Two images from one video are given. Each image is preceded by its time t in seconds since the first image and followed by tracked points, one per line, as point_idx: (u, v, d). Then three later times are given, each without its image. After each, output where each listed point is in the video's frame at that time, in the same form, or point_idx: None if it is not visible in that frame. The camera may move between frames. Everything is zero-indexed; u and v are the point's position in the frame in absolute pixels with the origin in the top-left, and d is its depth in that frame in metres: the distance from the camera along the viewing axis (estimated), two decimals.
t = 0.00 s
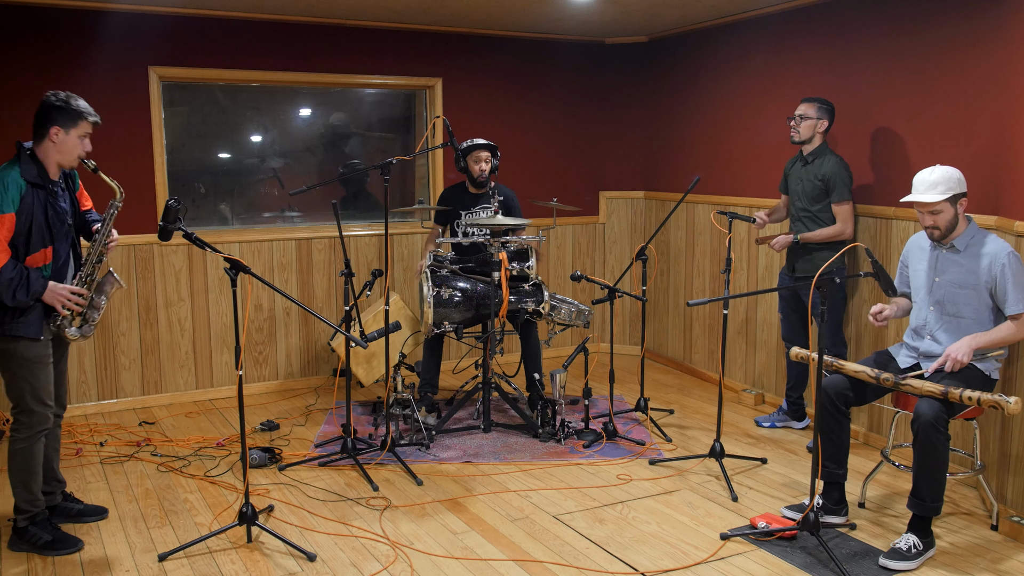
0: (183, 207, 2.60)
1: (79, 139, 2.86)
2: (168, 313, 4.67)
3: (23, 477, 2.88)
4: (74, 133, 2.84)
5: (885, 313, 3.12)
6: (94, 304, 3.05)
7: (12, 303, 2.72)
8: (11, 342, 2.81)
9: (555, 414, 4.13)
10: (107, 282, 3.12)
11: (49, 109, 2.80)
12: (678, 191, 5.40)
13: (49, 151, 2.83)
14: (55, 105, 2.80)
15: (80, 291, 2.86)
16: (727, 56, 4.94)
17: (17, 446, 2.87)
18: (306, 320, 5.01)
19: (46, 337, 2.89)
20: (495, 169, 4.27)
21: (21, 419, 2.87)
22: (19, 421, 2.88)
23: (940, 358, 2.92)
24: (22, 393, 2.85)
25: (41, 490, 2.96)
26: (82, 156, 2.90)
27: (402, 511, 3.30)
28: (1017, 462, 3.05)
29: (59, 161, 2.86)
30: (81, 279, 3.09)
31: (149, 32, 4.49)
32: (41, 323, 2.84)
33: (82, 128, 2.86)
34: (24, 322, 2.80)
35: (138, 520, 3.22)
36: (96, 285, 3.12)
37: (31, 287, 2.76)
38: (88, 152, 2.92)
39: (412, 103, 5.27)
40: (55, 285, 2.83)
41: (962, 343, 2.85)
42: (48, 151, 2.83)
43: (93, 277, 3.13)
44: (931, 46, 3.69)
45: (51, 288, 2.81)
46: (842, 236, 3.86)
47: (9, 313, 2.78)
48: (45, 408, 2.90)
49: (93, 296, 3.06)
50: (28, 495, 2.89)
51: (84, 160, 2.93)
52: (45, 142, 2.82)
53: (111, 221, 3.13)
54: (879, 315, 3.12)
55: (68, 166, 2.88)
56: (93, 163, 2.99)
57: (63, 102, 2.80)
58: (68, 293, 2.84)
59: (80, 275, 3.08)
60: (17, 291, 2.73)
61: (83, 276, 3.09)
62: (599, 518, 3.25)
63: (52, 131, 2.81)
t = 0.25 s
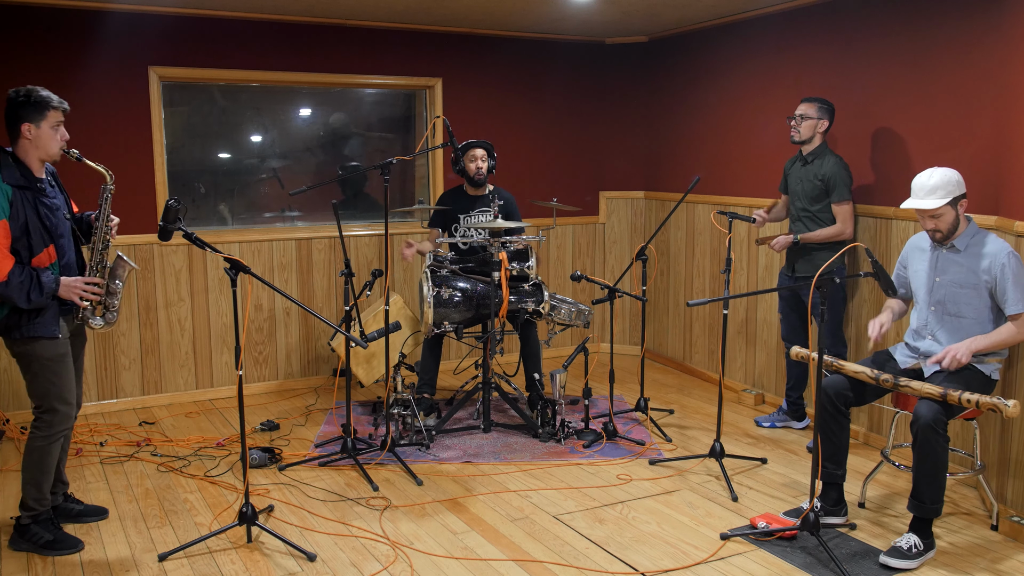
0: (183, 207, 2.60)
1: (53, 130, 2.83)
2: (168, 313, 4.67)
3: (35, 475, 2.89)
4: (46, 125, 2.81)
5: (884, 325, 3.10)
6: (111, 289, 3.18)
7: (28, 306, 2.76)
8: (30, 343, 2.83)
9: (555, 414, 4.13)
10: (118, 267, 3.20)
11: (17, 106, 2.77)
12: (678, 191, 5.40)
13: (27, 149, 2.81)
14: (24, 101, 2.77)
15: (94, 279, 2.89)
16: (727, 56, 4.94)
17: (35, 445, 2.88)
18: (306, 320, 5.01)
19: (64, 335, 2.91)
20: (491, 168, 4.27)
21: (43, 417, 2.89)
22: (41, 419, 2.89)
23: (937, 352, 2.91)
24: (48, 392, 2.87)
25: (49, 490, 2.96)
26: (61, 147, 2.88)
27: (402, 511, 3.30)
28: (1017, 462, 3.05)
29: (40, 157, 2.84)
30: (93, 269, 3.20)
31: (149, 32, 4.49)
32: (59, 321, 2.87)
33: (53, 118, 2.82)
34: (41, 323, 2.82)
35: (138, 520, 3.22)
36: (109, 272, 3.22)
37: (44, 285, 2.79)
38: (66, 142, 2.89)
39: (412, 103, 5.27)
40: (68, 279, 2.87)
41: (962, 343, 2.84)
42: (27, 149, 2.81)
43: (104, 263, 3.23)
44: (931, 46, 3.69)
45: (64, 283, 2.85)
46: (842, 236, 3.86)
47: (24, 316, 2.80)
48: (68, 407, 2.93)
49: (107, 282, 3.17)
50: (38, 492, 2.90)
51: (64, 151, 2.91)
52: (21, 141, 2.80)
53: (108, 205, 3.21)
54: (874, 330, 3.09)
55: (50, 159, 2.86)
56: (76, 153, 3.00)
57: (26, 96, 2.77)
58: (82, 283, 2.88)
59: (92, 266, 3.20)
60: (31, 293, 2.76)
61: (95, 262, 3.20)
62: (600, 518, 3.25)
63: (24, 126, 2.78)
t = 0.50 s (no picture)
0: (183, 207, 2.60)
1: (37, 128, 2.82)
2: (168, 313, 4.67)
3: (37, 475, 2.89)
4: (30, 124, 2.79)
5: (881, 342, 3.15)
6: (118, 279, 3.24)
7: (34, 304, 2.76)
8: (35, 343, 2.83)
9: (555, 414, 4.13)
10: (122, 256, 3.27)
11: None
12: (678, 191, 5.40)
13: (15, 150, 2.80)
14: (5, 102, 2.75)
15: (99, 270, 2.89)
16: (727, 56, 4.94)
17: (36, 444, 2.87)
18: (306, 320, 5.01)
19: (66, 335, 2.92)
20: (489, 166, 4.26)
21: (46, 418, 2.88)
22: (43, 419, 2.88)
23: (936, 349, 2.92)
24: (51, 392, 2.87)
25: (49, 489, 2.96)
26: (48, 144, 2.87)
27: (402, 511, 3.30)
28: (1017, 462, 3.05)
29: (29, 156, 2.83)
30: (98, 260, 3.22)
31: (149, 32, 4.49)
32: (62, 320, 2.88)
33: (36, 116, 2.80)
34: (45, 322, 2.83)
35: (138, 520, 3.22)
36: (113, 261, 3.28)
37: (48, 283, 2.79)
38: (51, 138, 2.88)
39: (412, 103, 5.27)
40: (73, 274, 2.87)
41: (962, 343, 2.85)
42: (15, 151, 2.81)
43: (105, 253, 3.25)
44: (931, 46, 3.69)
45: (69, 278, 2.85)
46: (842, 236, 3.86)
47: (28, 316, 2.81)
48: (70, 407, 2.93)
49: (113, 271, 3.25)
50: (38, 491, 2.90)
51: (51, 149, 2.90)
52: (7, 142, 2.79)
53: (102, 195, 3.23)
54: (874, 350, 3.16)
55: (38, 157, 2.85)
56: (63, 147, 2.95)
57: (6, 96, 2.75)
58: (86, 276, 2.87)
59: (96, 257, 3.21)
60: (36, 292, 2.77)
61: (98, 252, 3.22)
62: (600, 518, 3.25)
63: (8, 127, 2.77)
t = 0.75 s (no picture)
0: (183, 207, 2.60)
1: (33, 127, 2.80)
2: (168, 313, 4.67)
3: (32, 475, 2.89)
4: (25, 122, 2.78)
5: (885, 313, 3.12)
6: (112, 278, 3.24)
7: (29, 303, 2.76)
8: (31, 339, 2.83)
9: (555, 414, 4.13)
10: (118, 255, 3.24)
11: None
12: (678, 192, 5.40)
13: (10, 148, 2.80)
14: (3, 99, 2.74)
15: (94, 270, 2.87)
16: (727, 56, 4.94)
17: (30, 444, 2.87)
18: (306, 320, 5.01)
19: (63, 333, 2.92)
20: (495, 168, 4.26)
21: (39, 418, 2.88)
22: (36, 420, 2.88)
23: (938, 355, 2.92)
24: (46, 390, 2.87)
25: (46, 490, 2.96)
26: (44, 142, 2.85)
27: (402, 511, 3.30)
28: (1017, 462, 3.05)
29: (26, 154, 2.82)
30: (93, 258, 3.22)
31: (149, 32, 4.49)
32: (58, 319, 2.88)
33: (33, 115, 2.79)
34: (42, 320, 2.83)
35: (138, 520, 3.22)
36: (108, 259, 3.25)
37: (44, 283, 2.79)
38: (47, 136, 2.87)
39: (412, 103, 5.27)
40: (67, 272, 2.85)
41: (962, 344, 2.85)
42: (9, 148, 2.80)
43: (101, 251, 3.24)
44: (931, 46, 3.69)
45: (64, 276, 2.83)
46: (842, 236, 3.86)
47: (24, 313, 2.81)
48: (64, 407, 2.92)
49: (108, 271, 3.22)
50: (35, 492, 2.90)
51: (48, 145, 2.89)
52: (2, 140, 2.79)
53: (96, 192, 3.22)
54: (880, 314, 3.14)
55: (34, 155, 2.84)
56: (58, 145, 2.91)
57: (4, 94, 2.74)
58: (83, 274, 2.85)
59: (90, 254, 3.20)
60: (31, 291, 2.77)
61: (93, 250, 3.21)
62: (600, 518, 3.25)
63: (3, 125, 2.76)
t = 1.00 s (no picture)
0: (182, 207, 2.60)
1: (35, 127, 2.80)
2: (168, 313, 4.67)
3: (32, 475, 2.89)
4: (27, 122, 2.78)
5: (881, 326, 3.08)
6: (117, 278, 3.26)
7: (34, 302, 2.77)
8: (30, 341, 2.83)
9: (555, 414, 4.13)
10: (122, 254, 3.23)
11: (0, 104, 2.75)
12: (678, 191, 5.40)
13: (14, 147, 2.80)
14: (6, 98, 2.74)
15: (98, 269, 2.87)
16: (727, 56, 4.94)
17: (31, 445, 2.87)
18: (307, 320, 5.01)
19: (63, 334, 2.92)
20: (493, 168, 4.26)
21: (39, 418, 2.88)
22: (37, 420, 2.88)
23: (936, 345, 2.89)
24: (46, 391, 2.87)
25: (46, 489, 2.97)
26: (48, 141, 2.85)
27: (402, 512, 3.30)
28: (1017, 462, 3.05)
29: (31, 154, 2.82)
30: (97, 258, 3.24)
31: (149, 32, 4.49)
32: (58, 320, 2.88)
33: (35, 115, 2.79)
34: (43, 321, 2.83)
35: (138, 521, 3.22)
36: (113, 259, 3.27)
37: (49, 281, 2.80)
38: (51, 136, 2.86)
39: (412, 103, 5.27)
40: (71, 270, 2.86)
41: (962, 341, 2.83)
42: (14, 148, 2.80)
43: (106, 251, 3.26)
44: (931, 46, 3.69)
45: (68, 275, 2.84)
46: (842, 236, 3.86)
47: (27, 313, 2.81)
48: (65, 407, 2.92)
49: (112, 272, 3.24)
50: (35, 492, 2.90)
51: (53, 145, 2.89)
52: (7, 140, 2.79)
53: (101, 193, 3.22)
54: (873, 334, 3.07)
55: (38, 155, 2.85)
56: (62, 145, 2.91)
57: (7, 93, 2.74)
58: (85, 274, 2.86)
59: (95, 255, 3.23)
60: (37, 289, 2.78)
61: (97, 250, 3.23)
62: (599, 518, 3.25)
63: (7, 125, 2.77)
